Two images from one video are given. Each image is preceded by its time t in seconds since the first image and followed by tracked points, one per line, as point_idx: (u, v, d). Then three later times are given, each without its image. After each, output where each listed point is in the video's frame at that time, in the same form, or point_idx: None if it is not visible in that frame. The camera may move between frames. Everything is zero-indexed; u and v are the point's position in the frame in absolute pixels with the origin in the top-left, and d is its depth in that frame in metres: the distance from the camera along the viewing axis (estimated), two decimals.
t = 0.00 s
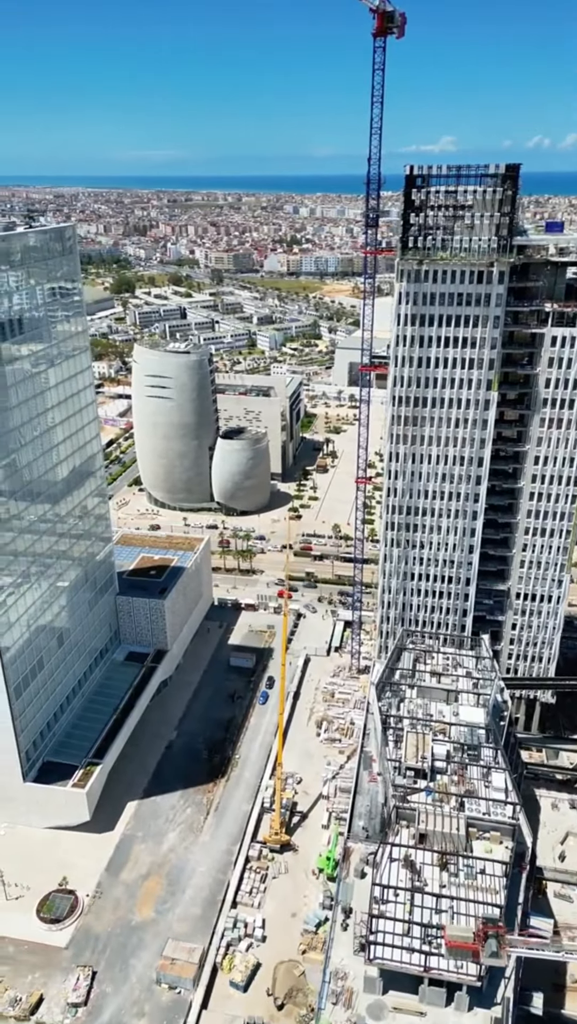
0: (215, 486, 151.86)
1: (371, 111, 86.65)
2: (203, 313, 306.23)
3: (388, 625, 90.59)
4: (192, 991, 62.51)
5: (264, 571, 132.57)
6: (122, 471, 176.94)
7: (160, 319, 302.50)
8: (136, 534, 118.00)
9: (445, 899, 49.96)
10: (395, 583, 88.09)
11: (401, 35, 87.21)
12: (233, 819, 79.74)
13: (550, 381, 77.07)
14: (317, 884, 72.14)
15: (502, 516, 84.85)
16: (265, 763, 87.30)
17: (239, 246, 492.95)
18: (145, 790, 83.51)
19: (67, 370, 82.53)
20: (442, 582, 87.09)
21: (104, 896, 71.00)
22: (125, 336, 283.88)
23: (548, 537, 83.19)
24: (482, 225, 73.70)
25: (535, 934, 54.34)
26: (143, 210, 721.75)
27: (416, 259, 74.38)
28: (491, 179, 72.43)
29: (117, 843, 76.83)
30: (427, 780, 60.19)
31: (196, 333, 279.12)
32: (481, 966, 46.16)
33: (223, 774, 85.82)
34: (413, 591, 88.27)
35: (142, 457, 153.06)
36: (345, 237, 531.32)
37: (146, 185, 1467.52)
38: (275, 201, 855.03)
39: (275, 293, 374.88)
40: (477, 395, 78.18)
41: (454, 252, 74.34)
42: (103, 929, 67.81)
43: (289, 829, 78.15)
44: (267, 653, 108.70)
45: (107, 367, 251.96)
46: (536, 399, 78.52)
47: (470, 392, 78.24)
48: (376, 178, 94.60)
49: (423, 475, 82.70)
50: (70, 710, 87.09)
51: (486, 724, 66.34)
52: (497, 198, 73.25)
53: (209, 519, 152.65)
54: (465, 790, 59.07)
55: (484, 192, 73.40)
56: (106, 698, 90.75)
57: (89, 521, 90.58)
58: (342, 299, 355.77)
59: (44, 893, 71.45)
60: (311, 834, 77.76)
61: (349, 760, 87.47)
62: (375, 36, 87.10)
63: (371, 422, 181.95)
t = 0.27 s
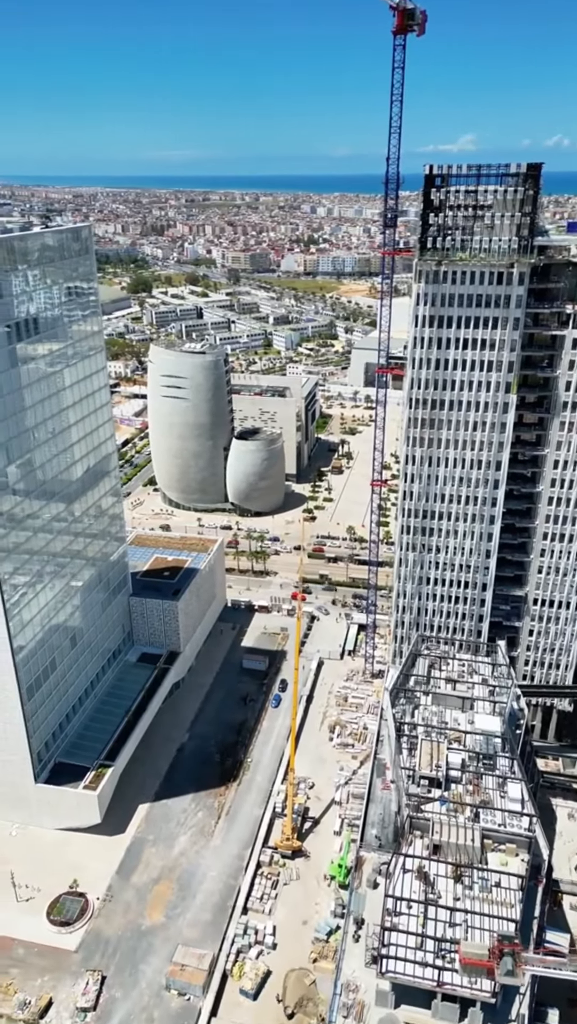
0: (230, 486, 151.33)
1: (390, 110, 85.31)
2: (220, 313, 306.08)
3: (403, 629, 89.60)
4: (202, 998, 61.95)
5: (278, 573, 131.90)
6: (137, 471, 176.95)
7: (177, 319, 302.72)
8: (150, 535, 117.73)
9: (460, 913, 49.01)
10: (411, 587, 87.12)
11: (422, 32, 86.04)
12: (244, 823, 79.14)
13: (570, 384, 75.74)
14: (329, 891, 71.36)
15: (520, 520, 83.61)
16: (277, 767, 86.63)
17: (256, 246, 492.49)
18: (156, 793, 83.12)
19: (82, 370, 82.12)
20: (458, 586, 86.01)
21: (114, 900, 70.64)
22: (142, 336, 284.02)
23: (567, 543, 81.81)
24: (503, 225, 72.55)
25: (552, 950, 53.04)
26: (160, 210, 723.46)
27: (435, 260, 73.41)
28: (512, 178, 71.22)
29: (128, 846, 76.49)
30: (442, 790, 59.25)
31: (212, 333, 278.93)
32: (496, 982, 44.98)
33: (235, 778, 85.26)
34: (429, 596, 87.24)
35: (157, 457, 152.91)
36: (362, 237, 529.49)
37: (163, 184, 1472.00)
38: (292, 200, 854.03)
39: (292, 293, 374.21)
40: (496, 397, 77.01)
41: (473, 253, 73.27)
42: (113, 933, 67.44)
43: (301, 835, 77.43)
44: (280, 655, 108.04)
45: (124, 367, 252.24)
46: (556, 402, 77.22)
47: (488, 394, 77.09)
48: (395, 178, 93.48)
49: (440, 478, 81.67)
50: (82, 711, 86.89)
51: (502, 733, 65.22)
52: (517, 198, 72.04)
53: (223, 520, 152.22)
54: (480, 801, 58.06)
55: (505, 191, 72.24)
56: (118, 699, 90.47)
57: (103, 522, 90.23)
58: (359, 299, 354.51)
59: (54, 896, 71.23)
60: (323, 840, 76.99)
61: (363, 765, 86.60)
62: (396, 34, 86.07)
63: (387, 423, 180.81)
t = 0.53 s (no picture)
0: (244, 487, 150.79)
1: (410, 107, 84.37)
2: (236, 313, 305.81)
3: (417, 634, 88.59)
4: (211, 1006, 61.39)
5: (292, 575, 131.19)
6: (152, 471, 176.89)
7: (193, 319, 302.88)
8: (164, 536, 117.44)
9: (474, 928, 48.04)
10: (426, 592, 86.08)
11: (442, 30, 84.94)
12: (256, 828, 78.51)
13: None
14: (340, 899, 70.56)
15: (538, 526, 82.31)
16: (290, 772, 85.91)
17: (274, 246, 491.89)
18: (167, 796, 82.69)
19: (98, 370, 81.77)
20: (474, 592, 84.83)
21: (125, 904, 70.26)
22: (159, 336, 284.16)
23: None
24: (524, 226, 71.46)
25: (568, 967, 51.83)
26: (178, 210, 725.10)
27: (454, 260, 72.33)
28: (534, 178, 70.08)
29: (139, 849, 76.12)
30: (456, 800, 58.27)
31: (229, 333, 278.67)
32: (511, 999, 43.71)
33: (247, 782, 84.65)
34: (444, 601, 86.15)
35: (172, 457, 152.70)
36: (379, 237, 527.68)
37: (182, 184, 1476.36)
38: (309, 200, 853.13)
39: (308, 293, 373.47)
40: (515, 401, 75.78)
41: (493, 254, 72.19)
42: (122, 938, 67.06)
43: (312, 841, 76.68)
44: (294, 658, 107.30)
45: (140, 367, 252.49)
46: None
47: (507, 397, 75.87)
48: (414, 178, 92.16)
49: (457, 482, 80.57)
50: (94, 712, 86.66)
51: (519, 742, 64.08)
52: (539, 198, 70.88)
53: (237, 521, 151.74)
54: (496, 812, 57.04)
55: (526, 191, 71.12)
56: (130, 701, 90.16)
57: (117, 522, 89.90)
58: (375, 299, 353.27)
59: (64, 898, 71.00)
60: (335, 847, 76.20)
61: (376, 771, 85.70)
62: (416, 32, 85.08)
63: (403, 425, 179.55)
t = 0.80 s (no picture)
0: (261, 488, 150.18)
1: (432, 106, 78.75)
2: (254, 313, 305.37)
3: (434, 640, 87.42)
4: (222, 1015, 60.73)
5: (308, 577, 130.37)
6: (168, 471, 176.75)
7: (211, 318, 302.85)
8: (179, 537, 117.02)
9: (490, 944, 46.96)
10: (443, 598, 84.92)
11: (466, 26, 83.64)
12: (269, 835, 77.77)
13: None
14: (354, 909, 69.67)
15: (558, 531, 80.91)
16: (303, 778, 85.11)
17: (293, 245, 491.18)
18: (180, 800, 82.21)
19: (115, 371, 81.35)
20: (493, 598, 83.54)
21: (136, 908, 69.80)
22: (177, 335, 284.26)
23: None
24: (547, 226, 70.39)
25: None
26: (197, 210, 726.60)
27: (475, 262, 71.24)
28: (558, 178, 68.92)
29: (151, 853, 75.69)
30: (473, 811, 57.20)
31: (247, 333, 278.20)
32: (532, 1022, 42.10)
33: (260, 787, 83.96)
34: (462, 607, 84.93)
35: (188, 457, 152.39)
36: (399, 237, 525.25)
37: (201, 184, 1479.88)
38: (329, 200, 851.86)
39: (327, 293, 372.34)
40: (537, 404, 74.43)
41: (516, 255, 71.08)
42: (134, 943, 66.59)
43: (326, 848, 75.82)
44: (308, 662, 106.49)
45: (158, 366, 252.68)
46: None
47: (528, 401, 74.54)
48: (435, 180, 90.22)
49: (476, 487, 79.35)
50: (108, 714, 86.37)
51: (538, 753, 62.80)
52: (563, 198, 69.73)
53: (253, 522, 151.17)
54: (514, 825, 55.90)
55: (550, 192, 70.04)
56: (144, 703, 89.81)
57: (133, 523, 89.52)
58: (394, 300, 351.69)
59: (76, 902, 70.68)
60: (349, 855, 75.30)
61: (390, 778, 84.69)
62: (439, 29, 83.84)
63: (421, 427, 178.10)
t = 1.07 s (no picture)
0: (276, 489, 149.54)
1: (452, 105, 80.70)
2: (271, 313, 304.77)
3: (450, 645, 86.33)
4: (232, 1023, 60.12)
5: (322, 579, 129.57)
6: (183, 471, 176.57)
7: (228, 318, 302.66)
8: (193, 538, 116.61)
9: (504, 960, 46.01)
10: (459, 603, 83.81)
11: (487, 23, 82.29)
12: (281, 840, 77.06)
13: None
14: (366, 917, 68.83)
15: None
16: (316, 783, 84.31)
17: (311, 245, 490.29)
18: (192, 803, 81.72)
19: (130, 371, 80.95)
20: (510, 604, 82.30)
21: (147, 913, 69.38)
22: (193, 335, 284.22)
23: None
24: (569, 227, 69.52)
25: None
26: (215, 209, 727.51)
27: (495, 262, 70.22)
28: None
29: (162, 857, 75.27)
30: (489, 822, 56.21)
31: (263, 333, 277.65)
32: None
33: (272, 792, 83.28)
34: (479, 612, 83.75)
35: (204, 458, 152.04)
36: (417, 237, 522.81)
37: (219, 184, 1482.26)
38: (347, 199, 850.00)
39: (344, 293, 371.10)
40: (557, 407, 73.17)
41: (537, 256, 70.08)
42: (144, 948, 66.17)
43: (338, 855, 75.00)
44: (322, 665, 105.70)
45: (174, 366, 252.76)
46: None
47: (548, 404, 73.26)
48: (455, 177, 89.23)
49: (495, 490, 78.19)
50: (120, 716, 86.03)
51: (555, 762, 61.62)
52: None
53: (268, 523, 150.59)
54: (530, 837, 54.84)
55: (572, 192, 69.23)
56: (157, 705, 89.42)
57: (147, 524, 89.12)
58: (411, 300, 349.94)
59: (87, 905, 70.39)
60: (361, 862, 74.45)
61: (404, 785, 83.73)
62: (460, 26, 82.63)
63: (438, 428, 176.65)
